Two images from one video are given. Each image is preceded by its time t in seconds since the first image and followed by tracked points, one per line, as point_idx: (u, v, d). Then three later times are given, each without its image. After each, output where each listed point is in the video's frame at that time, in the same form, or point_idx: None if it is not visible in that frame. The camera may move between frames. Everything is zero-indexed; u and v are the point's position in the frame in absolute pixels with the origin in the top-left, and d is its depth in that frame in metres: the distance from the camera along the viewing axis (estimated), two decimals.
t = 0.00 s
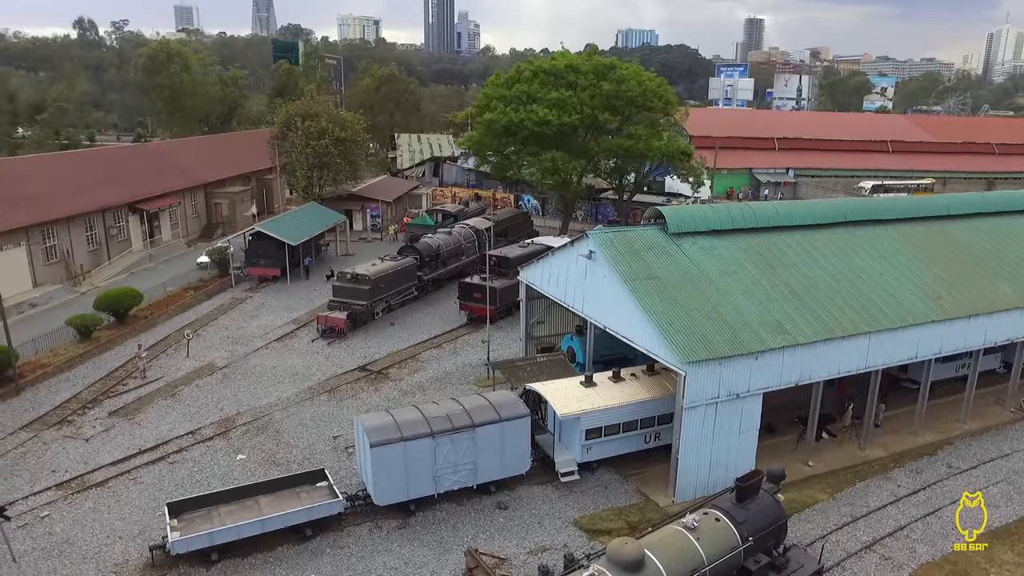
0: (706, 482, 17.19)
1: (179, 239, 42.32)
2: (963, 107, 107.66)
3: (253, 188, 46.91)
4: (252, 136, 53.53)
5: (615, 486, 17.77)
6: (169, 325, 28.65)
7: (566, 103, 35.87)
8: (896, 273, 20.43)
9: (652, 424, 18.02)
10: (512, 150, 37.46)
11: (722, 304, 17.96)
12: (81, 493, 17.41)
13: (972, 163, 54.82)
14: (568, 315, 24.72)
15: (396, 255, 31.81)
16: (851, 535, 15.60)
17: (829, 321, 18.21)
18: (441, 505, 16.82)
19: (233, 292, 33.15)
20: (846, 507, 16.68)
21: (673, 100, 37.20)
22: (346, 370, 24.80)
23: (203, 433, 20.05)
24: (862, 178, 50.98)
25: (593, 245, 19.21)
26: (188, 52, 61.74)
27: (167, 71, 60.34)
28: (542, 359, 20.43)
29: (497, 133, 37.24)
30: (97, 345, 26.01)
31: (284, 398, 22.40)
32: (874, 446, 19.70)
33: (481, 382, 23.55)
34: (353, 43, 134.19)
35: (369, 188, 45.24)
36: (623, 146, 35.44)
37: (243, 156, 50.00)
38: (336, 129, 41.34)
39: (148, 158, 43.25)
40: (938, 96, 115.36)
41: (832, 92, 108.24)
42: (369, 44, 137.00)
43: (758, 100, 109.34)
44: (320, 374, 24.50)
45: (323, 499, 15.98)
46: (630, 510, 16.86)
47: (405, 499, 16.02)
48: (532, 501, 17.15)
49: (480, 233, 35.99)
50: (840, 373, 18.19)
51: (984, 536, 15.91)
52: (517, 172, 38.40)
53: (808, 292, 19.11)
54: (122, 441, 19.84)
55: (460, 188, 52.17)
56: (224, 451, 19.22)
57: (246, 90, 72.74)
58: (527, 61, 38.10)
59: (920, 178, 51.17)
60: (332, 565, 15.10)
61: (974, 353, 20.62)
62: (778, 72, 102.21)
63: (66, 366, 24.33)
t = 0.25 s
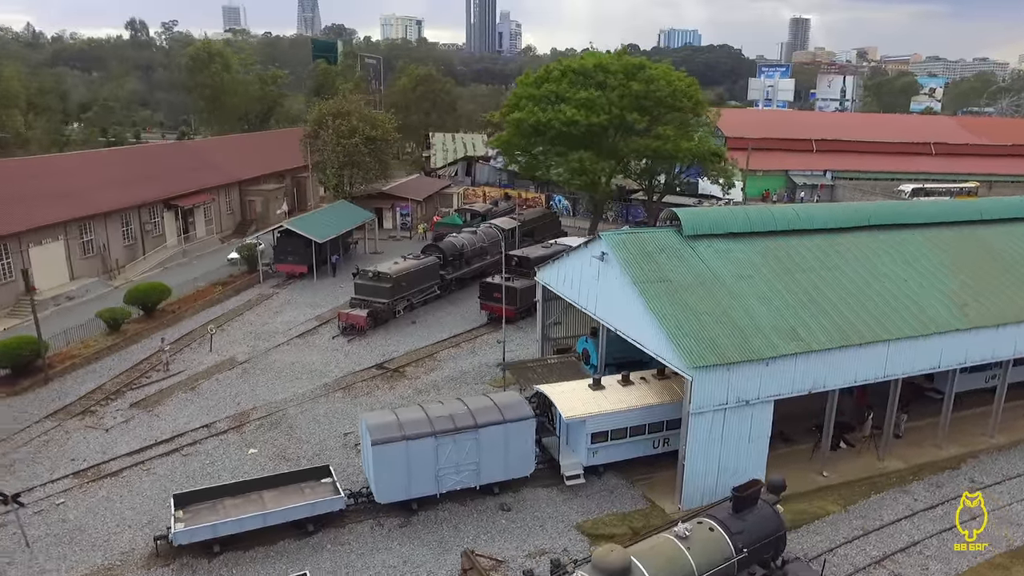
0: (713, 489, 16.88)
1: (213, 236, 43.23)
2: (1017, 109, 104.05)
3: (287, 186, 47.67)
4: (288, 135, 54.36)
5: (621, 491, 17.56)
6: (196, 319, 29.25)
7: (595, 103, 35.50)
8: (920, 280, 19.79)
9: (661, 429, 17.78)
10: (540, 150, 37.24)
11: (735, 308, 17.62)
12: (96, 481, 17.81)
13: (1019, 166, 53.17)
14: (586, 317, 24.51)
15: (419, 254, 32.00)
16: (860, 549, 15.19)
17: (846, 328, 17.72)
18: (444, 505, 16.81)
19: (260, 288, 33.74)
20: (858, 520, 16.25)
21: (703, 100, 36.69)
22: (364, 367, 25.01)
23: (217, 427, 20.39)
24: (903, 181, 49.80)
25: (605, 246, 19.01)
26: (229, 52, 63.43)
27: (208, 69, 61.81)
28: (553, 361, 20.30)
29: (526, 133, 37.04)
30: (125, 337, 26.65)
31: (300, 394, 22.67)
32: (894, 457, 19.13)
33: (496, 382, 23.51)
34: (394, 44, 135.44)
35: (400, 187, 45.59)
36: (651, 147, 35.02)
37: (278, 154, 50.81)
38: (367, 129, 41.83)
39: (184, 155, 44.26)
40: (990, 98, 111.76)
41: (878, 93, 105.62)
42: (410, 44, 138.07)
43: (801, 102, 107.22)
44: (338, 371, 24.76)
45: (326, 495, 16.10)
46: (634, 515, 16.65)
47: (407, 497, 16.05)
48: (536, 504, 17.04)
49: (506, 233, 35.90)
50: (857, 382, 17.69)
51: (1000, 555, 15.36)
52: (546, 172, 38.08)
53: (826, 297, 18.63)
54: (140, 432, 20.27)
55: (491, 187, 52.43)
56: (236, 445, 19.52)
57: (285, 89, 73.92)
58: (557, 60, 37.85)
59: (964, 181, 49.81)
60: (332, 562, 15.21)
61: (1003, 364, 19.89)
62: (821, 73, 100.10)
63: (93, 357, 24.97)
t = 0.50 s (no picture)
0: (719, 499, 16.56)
1: (245, 233, 44.08)
2: None
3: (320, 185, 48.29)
4: (322, 134, 55.05)
5: (626, 497, 17.31)
6: (221, 315, 29.79)
7: (622, 103, 35.09)
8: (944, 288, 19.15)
9: (667, 436, 17.50)
10: (567, 151, 36.96)
11: (745, 314, 17.25)
12: (109, 472, 18.20)
13: None
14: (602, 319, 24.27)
15: (441, 254, 32.08)
16: (866, 565, 14.76)
17: (860, 336, 17.23)
18: (445, 505, 16.80)
19: (285, 285, 34.32)
20: (867, 534, 15.80)
21: (733, 101, 36.10)
22: (379, 366, 25.18)
23: (231, 422, 20.71)
24: (944, 185, 48.44)
25: (615, 248, 18.77)
26: (268, 52, 65.12)
27: (248, 69, 63.34)
28: (563, 363, 20.14)
29: (552, 133, 36.78)
30: (150, 332, 27.23)
31: (314, 391, 22.91)
32: (912, 470, 18.54)
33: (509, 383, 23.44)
34: (434, 44, 136.35)
35: (429, 187, 45.80)
36: (679, 148, 34.52)
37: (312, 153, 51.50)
38: (396, 128, 42.18)
39: (219, 154, 45.15)
40: None
41: (926, 94, 102.76)
42: (451, 44, 138.79)
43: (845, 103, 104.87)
44: (354, 369, 24.97)
45: (327, 493, 16.20)
46: (637, 522, 16.41)
47: (408, 497, 16.05)
48: (538, 507, 16.90)
49: (531, 233, 35.73)
50: (871, 392, 17.18)
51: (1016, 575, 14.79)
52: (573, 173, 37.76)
53: (842, 304, 18.13)
54: (157, 425, 20.68)
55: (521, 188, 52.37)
56: (248, 440, 19.80)
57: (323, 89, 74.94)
58: (585, 60, 37.48)
59: (1009, 186, 48.22)
60: (330, 559, 15.31)
61: None
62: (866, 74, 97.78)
63: (119, 350, 25.59)
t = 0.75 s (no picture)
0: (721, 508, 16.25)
1: (272, 231, 44.82)
2: None
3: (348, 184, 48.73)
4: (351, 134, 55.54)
5: (627, 504, 17.07)
6: (241, 312, 30.23)
7: (646, 104, 34.61)
8: (963, 297, 18.55)
9: (670, 442, 17.24)
10: (590, 151, 36.64)
11: (752, 320, 16.86)
12: (118, 465, 18.52)
13: None
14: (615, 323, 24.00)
15: (460, 254, 32.08)
16: None
17: (872, 345, 16.74)
18: (443, 508, 16.75)
19: (306, 283, 34.80)
20: (873, 550, 15.36)
21: (759, 102, 35.54)
22: (392, 365, 25.27)
23: (240, 418, 20.94)
24: (982, 189, 46.82)
25: (622, 252, 18.53)
26: (301, 52, 66.10)
27: (282, 69, 64.25)
28: (570, 367, 19.96)
29: (575, 134, 36.42)
30: (171, 328, 27.73)
31: (324, 389, 23.07)
32: (926, 484, 17.97)
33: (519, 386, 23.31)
34: (470, 44, 136.74)
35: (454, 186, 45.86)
36: (703, 150, 33.99)
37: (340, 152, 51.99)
38: (421, 128, 42.36)
39: (249, 153, 45.85)
40: None
41: (971, 95, 99.82)
42: (487, 44, 139.05)
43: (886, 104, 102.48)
44: (366, 368, 25.14)
45: (325, 492, 16.27)
46: (636, 529, 16.17)
47: (405, 498, 16.05)
48: (537, 511, 16.76)
49: (552, 234, 35.51)
50: (883, 403, 16.67)
51: None
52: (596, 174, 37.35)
53: (854, 312, 17.66)
54: (168, 420, 21.00)
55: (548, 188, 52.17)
56: (255, 437, 20.00)
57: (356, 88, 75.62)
58: (609, 61, 37.07)
59: None
60: (325, 558, 15.36)
61: None
62: (908, 74, 95.41)
63: (139, 345, 26.09)
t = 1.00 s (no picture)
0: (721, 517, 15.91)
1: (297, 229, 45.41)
2: None
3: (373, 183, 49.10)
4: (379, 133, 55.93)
5: (627, 510, 16.81)
6: (259, 309, 30.63)
7: (669, 104, 34.09)
8: (982, 305, 17.93)
9: (672, 449, 16.95)
10: (612, 152, 36.23)
11: (757, 326, 16.49)
12: (126, 459, 18.81)
13: None
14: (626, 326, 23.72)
15: (477, 254, 32.06)
16: None
17: (881, 353, 16.27)
18: (440, 509, 16.70)
19: (327, 281, 35.19)
20: (877, 565, 14.94)
21: (783, 103, 35.00)
22: (403, 365, 25.35)
23: (248, 415, 21.16)
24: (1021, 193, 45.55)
25: (628, 254, 18.25)
26: (333, 52, 66.86)
27: (313, 69, 65.00)
28: (575, 370, 19.76)
29: (597, 134, 36.01)
30: (190, 324, 28.18)
31: (334, 387, 23.22)
32: (940, 498, 17.40)
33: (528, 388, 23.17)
34: (504, 44, 136.81)
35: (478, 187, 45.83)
36: (726, 152, 33.48)
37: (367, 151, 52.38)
38: (444, 128, 42.45)
39: (276, 152, 46.46)
40: None
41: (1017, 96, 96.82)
42: (521, 43, 139.04)
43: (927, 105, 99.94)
44: (377, 367, 25.28)
45: (323, 490, 16.34)
46: (634, 536, 15.92)
47: (401, 499, 16.05)
48: (534, 515, 16.62)
49: (572, 235, 35.29)
50: (892, 413, 16.19)
51: None
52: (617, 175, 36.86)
53: (865, 319, 17.17)
54: (179, 415, 21.31)
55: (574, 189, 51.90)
56: (262, 433, 20.18)
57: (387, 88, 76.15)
58: (632, 60, 36.59)
59: None
60: (320, 556, 15.41)
61: None
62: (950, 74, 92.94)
63: (157, 341, 26.54)
